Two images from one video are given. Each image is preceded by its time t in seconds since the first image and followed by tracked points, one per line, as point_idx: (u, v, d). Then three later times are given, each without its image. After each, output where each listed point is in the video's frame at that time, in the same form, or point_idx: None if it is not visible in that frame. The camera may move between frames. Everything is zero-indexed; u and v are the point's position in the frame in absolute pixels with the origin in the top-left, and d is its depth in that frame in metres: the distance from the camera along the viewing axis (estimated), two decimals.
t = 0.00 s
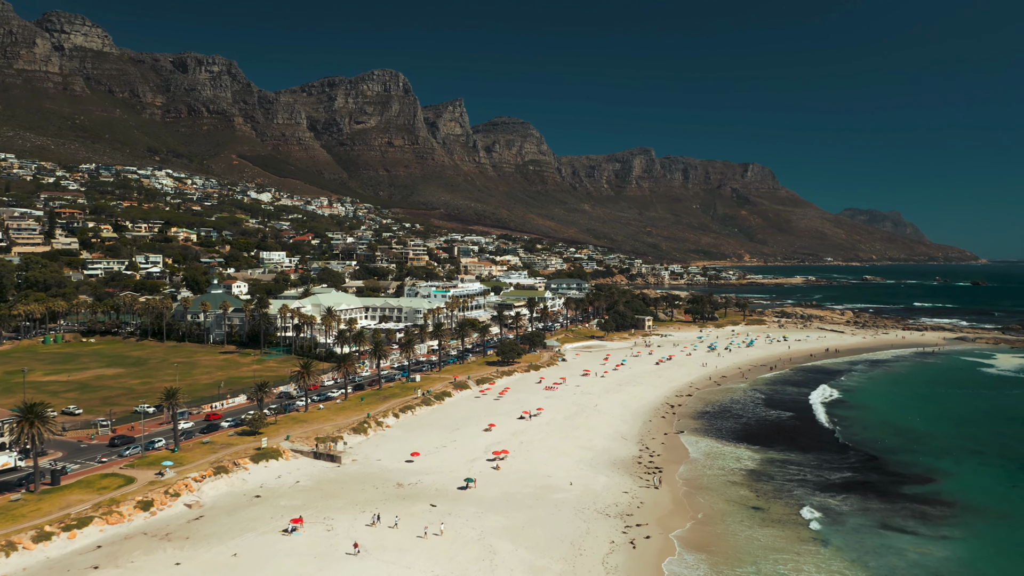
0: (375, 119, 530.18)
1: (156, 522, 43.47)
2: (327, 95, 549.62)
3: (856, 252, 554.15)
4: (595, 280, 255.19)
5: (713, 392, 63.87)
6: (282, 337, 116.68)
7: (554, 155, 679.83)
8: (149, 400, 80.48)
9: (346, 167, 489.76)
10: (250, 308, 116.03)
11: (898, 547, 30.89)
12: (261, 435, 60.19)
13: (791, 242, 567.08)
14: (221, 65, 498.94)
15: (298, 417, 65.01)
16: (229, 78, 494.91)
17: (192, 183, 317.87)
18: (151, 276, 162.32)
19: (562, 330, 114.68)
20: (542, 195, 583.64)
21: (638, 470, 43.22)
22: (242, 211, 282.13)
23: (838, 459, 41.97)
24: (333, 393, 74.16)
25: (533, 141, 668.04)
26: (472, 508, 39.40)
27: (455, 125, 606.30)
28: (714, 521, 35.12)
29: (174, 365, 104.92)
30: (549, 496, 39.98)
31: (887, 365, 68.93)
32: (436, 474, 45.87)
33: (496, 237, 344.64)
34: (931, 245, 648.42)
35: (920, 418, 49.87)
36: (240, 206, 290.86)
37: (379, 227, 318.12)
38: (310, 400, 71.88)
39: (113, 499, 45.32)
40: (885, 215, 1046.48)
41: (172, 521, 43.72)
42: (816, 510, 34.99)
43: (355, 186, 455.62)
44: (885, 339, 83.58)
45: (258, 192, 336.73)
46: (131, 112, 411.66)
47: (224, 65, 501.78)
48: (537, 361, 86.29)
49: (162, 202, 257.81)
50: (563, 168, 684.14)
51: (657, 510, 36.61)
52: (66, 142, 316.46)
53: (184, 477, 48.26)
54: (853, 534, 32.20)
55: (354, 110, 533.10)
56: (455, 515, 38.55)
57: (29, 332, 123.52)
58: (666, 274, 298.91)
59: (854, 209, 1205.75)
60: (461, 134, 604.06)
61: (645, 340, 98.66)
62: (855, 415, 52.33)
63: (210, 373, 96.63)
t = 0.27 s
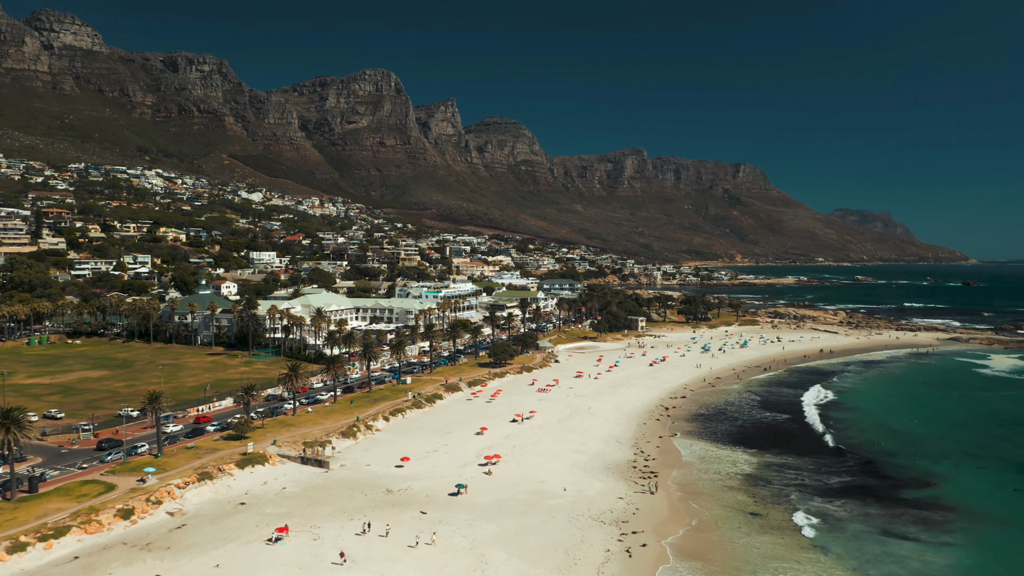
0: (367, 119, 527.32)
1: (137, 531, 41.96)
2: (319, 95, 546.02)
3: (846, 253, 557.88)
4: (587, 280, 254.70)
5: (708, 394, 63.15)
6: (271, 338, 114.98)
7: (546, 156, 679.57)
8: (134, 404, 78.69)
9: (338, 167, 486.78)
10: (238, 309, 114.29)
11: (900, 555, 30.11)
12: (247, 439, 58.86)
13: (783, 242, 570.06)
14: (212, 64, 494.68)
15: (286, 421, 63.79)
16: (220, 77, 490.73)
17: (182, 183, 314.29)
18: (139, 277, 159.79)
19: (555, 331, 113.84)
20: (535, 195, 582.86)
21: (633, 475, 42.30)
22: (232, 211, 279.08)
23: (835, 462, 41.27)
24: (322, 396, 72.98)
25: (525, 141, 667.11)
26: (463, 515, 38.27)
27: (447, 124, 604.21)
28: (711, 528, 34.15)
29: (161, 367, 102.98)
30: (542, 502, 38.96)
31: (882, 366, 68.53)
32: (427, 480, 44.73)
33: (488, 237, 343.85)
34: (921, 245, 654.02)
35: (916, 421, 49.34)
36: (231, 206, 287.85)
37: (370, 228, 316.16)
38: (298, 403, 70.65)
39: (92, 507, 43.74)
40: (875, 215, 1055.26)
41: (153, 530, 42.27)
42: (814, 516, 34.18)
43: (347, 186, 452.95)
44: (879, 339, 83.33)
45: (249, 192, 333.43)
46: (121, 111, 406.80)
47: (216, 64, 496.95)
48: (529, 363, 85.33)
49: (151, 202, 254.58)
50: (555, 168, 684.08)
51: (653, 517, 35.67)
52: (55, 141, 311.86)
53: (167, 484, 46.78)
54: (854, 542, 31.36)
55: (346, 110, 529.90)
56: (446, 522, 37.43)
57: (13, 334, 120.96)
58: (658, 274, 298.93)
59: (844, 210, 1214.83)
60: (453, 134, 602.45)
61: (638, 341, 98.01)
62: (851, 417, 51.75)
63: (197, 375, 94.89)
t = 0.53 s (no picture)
0: (358, 118, 524.36)
1: (116, 541, 40.50)
2: (310, 94, 542.18)
3: (837, 253, 561.65)
4: (580, 280, 254.29)
5: (702, 395, 62.46)
6: (259, 340, 113.38)
7: (538, 156, 679.24)
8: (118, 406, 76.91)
9: (329, 167, 483.88)
10: (226, 310, 112.36)
11: (903, 563, 29.32)
12: (233, 444, 57.46)
13: (774, 242, 573.20)
14: (203, 63, 489.27)
15: (273, 425, 62.58)
16: (211, 77, 486.62)
17: (172, 183, 310.75)
18: (127, 277, 157.31)
19: (547, 331, 112.95)
20: (527, 195, 582.23)
21: (628, 480, 41.35)
22: (222, 211, 276.08)
23: (832, 465, 40.51)
24: (310, 399, 71.67)
25: (517, 141, 666.30)
26: (453, 522, 37.20)
27: (439, 124, 602.14)
28: (710, 535, 33.15)
29: (146, 369, 101.01)
30: (535, 509, 37.94)
31: (877, 367, 68.06)
32: (416, 486, 43.61)
33: (480, 237, 342.97)
34: (910, 245, 659.82)
35: (913, 423, 48.76)
36: (221, 206, 284.96)
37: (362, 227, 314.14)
38: (286, 406, 69.44)
39: (69, 516, 42.12)
40: (866, 215, 1063.76)
41: (134, 539, 40.83)
42: (813, 522, 33.34)
43: (338, 186, 450.25)
44: (872, 340, 83.05)
45: (239, 192, 330.10)
46: (110, 111, 402.02)
47: (206, 63, 492.33)
48: (521, 364, 84.32)
49: (141, 201, 251.35)
50: (547, 168, 683.93)
51: (649, 524, 34.66)
52: (43, 141, 307.39)
53: (148, 490, 45.34)
54: (854, 549, 30.51)
55: (337, 109, 526.72)
56: (436, 530, 36.35)
57: None
58: (650, 274, 299.05)
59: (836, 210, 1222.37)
60: (445, 134, 600.75)
61: (631, 342, 97.30)
62: (847, 419, 51.10)
63: (183, 378, 93.21)
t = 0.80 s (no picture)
0: (351, 118, 521.60)
1: (97, 549, 39.16)
2: (302, 94, 538.53)
3: (829, 253, 564.51)
4: (573, 281, 253.71)
5: (697, 397, 61.79)
6: (249, 341, 111.86)
7: (531, 156, 678.71)
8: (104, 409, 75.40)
9: (322, 167, 481.07)
10: (216, 311, 110.74)
11: (905, 570, 28.57)
12: (220, 448, 56.29)
13: (766, 243, 575.60)
14: (193, 63, 480.81)
15: (262, 428, 61.52)
16: (203, 76, 482.44)
17: (163, 183, 307.38)
18: (116, 277, 154.95)
19: (540, 332, 112.12)
20: (520, 195, 581.32)
21: (624, 484, 40.48)
22: (214, 211, 273.25)
23: (830, 469, 39.73)
24: (300, 401, 70.59)
25: (511, 141, 665.28)
26: (445, 529, 36.20)
27: (432, 124, 600.09)
28: (708, 543, 32.25)
29: (133, 371, 99.27)
30: (529, 515, 37.02)
31: (872, 368, 67.67)
32: (407, 492, 42.59)
33: (473, 237, 342.03)
34: (901, 244, 664.58)
35: (910, 425, 48.13)
36: (213, 205, 282.24)
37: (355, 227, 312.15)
38: (275, 409, 68.28)
39: (48, 524, 40.75)
40: (858, 216, 1070.50)
41: (115, 548, 39.53)
42: (812, 527, 32.54)
43: (331, 186, 447.73)
44: (867, 340, 82.78)
45: (231, 192, 326.85)
46: (101, 110, 397.51)
47: (198, 62, 486.37)
48: (514, 366, 83.46)
49: (131, 201, 248.38)
50: (540, 168, 683.62)
51: (645, 530, 33.82)
52: (33, 140, 303.33)
53: (132, 496, 44.05)
54: (856, 556, 29.68)
55: (330, 109, 523.67)
56: (427, 538, 35.29)
57: None
58: (643, 274, 298.95)
59: (827, 211, 1228.98)
60: (438, 134, 599.03)
61: (625, 343, 96.65)
62: (843, 421, 50.39)
63: (172, 380, 91.72)
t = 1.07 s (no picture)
0: (342, 118, 518.33)
1: (74, 561, 37.66)
2: (293, 94, 534.65)
3: (819, 253, 567.97)
4: (565, 281, 253.02)
5: (691, 398, 61.03)
6: (236, 342, 110.06)
7: (523, 156, 678.00)
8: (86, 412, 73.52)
9: (312, 166, 477.56)
10: (203, 312, 108.80)
11: None
12: (204, 454, 54.86)
13: (757, 243, 578.15)
14: (184, 62, 478.27)
15: (248, 433, 60.25)
16: (193, 75, 477.96)
17: (152, 182, 303.38)
18: (103, 278, 152.22)
19: (532, 333, 111.16)
20: (512, 195, 580.42)
21: (618, 489, 39.60)
22: (203, 210, 270.26)
23: (827, 474, 38.79)
24: (287, 405, 69.31)
25: (502, 141, 664.21)
26: (435, 538, 35.08)
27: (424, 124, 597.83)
28: (705, 552, 31.29)
29: (118, 373, 97.20)
30: (521, 522, 36.03)
31: (866, 369, 67.23)
32: (396, 498, 41.44)
33: (464, 237, 340.81)
34: (891, 245, 669.89)
35: (908, 427, 47.08)
36: (202, 205, 279.04)
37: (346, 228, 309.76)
38: (262, 412, 67.09)
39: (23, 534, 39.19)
40: (848, 216, 1078.50)
41: (93, 559, 38.05)
42: (811, 535, 31.67)
43: (322, 186, 444.68)
44: (860, 341, 82.48)
45: (221, 192, 323.61)
46: (90, 110, 392.34)
47: (188, 61, 479.96)
48: (506, 367, 82.42)
49: (120, 201, 244.88)
50: (532, 169, 683.16)
51: (641, 538, 32.92)
52: (20, 139, 298.51)
53: (111, 505, 42.44)
54: (857, 565, 28.82)
55: (321, 109, 520.31)
56: (416, 548, 34.13)
57: None
58: (636, 274, 299.07)
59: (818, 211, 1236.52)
60: (429, 134, 596.80)
61: (618, 344, 95.88)
62: (840, 423, 49.35)
63: (157, 382, 89.87)
